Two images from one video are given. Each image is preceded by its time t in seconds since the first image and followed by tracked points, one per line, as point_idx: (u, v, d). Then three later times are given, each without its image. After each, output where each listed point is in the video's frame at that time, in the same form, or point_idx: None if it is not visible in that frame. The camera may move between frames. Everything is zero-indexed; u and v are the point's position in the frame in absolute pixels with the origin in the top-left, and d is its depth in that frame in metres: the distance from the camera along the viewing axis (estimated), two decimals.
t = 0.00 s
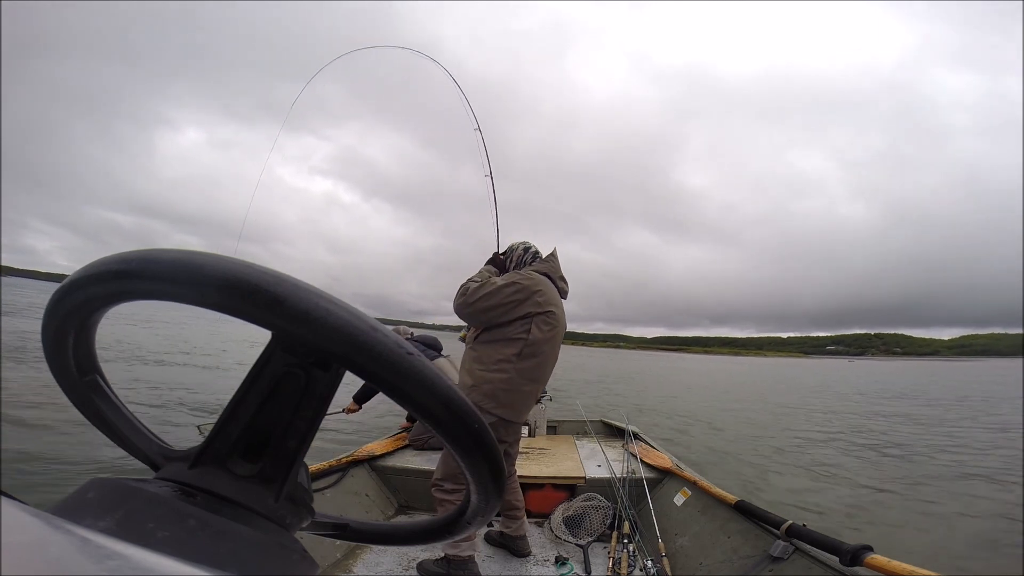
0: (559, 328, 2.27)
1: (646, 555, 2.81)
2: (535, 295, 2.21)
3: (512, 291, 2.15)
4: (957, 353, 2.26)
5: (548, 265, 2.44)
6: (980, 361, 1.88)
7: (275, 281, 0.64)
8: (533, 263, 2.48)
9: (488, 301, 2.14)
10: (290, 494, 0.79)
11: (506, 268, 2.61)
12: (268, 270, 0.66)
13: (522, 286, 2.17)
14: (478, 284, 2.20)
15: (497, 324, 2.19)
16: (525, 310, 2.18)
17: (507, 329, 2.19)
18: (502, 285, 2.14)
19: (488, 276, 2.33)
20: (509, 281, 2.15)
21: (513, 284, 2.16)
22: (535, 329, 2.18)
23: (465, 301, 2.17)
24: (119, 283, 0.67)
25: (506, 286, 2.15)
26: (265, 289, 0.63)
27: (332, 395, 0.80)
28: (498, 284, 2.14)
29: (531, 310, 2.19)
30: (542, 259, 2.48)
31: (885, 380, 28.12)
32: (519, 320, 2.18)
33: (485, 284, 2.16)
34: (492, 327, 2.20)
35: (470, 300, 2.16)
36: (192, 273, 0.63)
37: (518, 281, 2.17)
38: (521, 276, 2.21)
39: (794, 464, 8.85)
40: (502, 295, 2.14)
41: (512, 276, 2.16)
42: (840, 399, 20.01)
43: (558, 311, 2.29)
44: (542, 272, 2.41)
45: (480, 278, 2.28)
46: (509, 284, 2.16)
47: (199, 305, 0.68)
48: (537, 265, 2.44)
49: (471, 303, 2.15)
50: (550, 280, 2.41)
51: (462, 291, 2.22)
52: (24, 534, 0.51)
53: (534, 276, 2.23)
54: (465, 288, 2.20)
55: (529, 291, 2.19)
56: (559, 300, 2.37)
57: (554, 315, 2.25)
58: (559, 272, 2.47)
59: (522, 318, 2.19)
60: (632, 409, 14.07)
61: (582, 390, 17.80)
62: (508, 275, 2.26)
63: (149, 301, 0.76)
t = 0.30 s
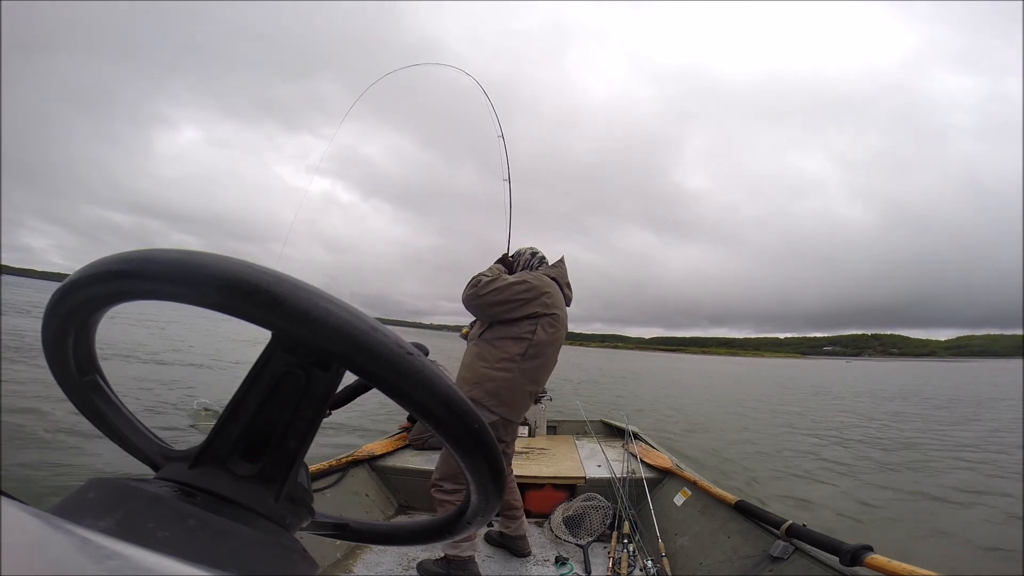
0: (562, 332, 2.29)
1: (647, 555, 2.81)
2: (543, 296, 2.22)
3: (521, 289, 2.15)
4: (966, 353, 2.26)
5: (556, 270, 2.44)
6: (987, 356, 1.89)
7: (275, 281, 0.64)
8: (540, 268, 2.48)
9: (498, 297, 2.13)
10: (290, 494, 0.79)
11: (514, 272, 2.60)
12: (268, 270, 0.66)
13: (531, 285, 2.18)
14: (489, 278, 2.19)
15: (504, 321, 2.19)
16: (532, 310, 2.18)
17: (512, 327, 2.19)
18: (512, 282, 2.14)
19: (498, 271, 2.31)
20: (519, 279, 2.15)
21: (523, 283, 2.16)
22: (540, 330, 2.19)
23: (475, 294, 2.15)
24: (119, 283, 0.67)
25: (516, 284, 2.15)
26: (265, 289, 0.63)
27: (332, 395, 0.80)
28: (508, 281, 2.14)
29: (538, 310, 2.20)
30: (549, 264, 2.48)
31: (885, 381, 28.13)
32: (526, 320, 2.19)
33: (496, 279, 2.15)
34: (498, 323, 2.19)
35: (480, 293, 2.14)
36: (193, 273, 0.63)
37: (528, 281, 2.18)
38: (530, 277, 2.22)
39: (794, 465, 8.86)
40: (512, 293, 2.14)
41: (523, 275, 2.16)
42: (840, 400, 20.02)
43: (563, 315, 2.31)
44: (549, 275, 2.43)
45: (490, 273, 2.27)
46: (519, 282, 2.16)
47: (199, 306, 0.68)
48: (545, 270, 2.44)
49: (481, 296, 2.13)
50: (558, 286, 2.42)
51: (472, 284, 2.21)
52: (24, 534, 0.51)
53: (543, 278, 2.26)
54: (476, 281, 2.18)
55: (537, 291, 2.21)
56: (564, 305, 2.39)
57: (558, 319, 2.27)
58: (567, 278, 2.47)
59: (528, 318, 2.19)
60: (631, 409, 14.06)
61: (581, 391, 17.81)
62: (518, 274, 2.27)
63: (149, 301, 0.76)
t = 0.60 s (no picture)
0: (564, 336, 2.29)
1: (647, 555, 2.81)
2: (546, 300, 2.22)
3: (525, 291, 2.16)
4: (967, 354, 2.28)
5: (560, 275, 2.44)
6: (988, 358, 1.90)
7: (275, 280, 0.64)
8: (544, 272, 2.48)
9: (502, 299, 2.13)
10: (290, 494, 0.79)
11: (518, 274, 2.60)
12: (268, 271, 0.66)
13: (535, 289, 2.18)
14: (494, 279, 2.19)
15: (506, 322, 2.19)
16: (535, 313, 2.18)
17: (514, 328, 2.19)
18: (516, 284, 2.14)
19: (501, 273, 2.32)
20: (524, 282, 2.15)
21: (527, 286, 2.17)
22: (541, 333, 2.19)
23: (479, 294, 2.15)
24: (119, 283, 0.67)
25: (520, 286, 2.15)
26: (265, 289, 0.63)
27: (332, 394, 0.80)
28: (513, 283, 2.14)
29: (540, 313, 2.20)
30: (554, 268, 2.48)
31: (885, 382, 28.18)
32: (528, 322, 2.19)
33: (501, 281, 2.15)
34: (501, 324, 2.19)
35: (485, 294, 2.14)
36: (193, 273, 0.63)
37: (532, 284, 2.18)
38: (534, 280, 2.22)
39: (794, 466, 8.86)
40: (516, 295, 2.14)
41: (527, 278, 2.17)
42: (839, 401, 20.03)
43: (565, 319, 2.31)
44: (553, 278, 2.43)
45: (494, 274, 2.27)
46: (523, 285, 2.16)
47: (199, 306, 0.68)
48: (549, 274, 2.44)
49: (485, 297, 2.12)
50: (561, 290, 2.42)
51: (477, 284, 2.21)
52: (24, 534, 0.51)
53: (548, 282, 2.26)
54: (480, 282, 2.19)
55: (541, 295, 2.21)
56: (567, 309, 2.39)
57: (560, 322, 2.27)
58: (570, 282, 2.47)
59: (530, 320, 2.19)
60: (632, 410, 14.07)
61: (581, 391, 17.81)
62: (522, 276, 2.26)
63: (149, 301, 0.76)
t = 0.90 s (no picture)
0: (560, 336, 2.28)
1: (647, 555, 2.81)
2: (542, 299, 2.22)
3: (521, 291, 2.15)
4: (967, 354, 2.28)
5: (558, 274, 2.44)
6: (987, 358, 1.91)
7: (276, 280, 0.64)
8: (542, 271, 2.47)
9: (497, 300, 2.12)
10: (290, 494, 0.79)
11: (517, 274, 2.61)
12: (269, 271, 0.66)
13: (531, 289, 2.18)
14: (490, 280, 2.19)
15: (502, 323, 2.19)
16: (531, 312, 2.18)
17: (510, 328, 2.18)
18: (512, 285, 2.14)
19: (497, 274, 2.31)
20: (519, 282, 2.15)
21: (522, 286, 2.16)
22: (538, 332, 2.19)
23: (474, 297, 2.15)
24: (119, 283, 0.67)
25: (515, 287, 2.15)
26: (265, 289, 0.63)
27: (332, 395, 0.80)
28: (507, 284, 2.14)
29: (537, 313, 2.19)
30: (552, 267, 2.48)
31: (885, 383, 28.21)
32: (524, 322, 2.18)
33: (496, 282, 2.15)
34: (496, 325, 2.19)
35: (480, 295, 2.14)
36: (193, 272, 0.63)
37: (527, 285, 2.18)
38: (530, 280, 2.22)
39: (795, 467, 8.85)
40: (511, 295, 2.14)
41: (521, 280, 2.17)
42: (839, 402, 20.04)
43: (562, 317, 2.30)
44: (550, 278, 2.42)
45: (490, 276, 2.27)
46: (518, 285, 2.16)
47: (199, 306, 0.68)
48: (546, 273, 2.44)
49: (481, 299, 2.12)
50: (558, 288, 2.41)
51: (473, 286, 2.21)
52: (24, 534, 0.51)
53: (544, 281, 2.25)
54: (476, 283, 2.19)
55: (537, 294, 2.20)
56: (564, 308, 2.38)
57: (557, 322, 2.26)
58: (568, 282, 2.47)
59: (526, 320, 2.18)
60: (632, 411, 14.07)
61: (582, 391, 17.81)
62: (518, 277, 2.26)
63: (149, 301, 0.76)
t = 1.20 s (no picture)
0: (555, 332, 2.28)
1: (647, 555, 2.82)
2: (535, 296, 2.21)
3: (513, 289, 2.15)
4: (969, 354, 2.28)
5: (550, 269, 2.44)
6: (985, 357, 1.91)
7: (275, 281, 0.64)
8: (534, 267, 2.48)
9: (489, 299, 2.12)
10: (290, 494, 0.79)
11: (508, 271, 2.61)
12: (269, 271, 0.66)
13: (523, 286, 2.18)
14: (481, 280, 2.19)
15: (495, 321, 2.19)
16: (524, 309, 2.18)
17: (504, 327, 2.18)
18: (503, 283, 2.14)
19: (489, 273, 2.32)
20: (511, 280, 2.15)
21: (514, 284, 2.16)
22: (532, 329, 2.18)
23: (467, 298, 2.16)
24: (119, 283, 0.67)
25: (507, 285, 2.14)
26: (265, 289, 0.63)
27: (332, 394, 0.80)
28: (498, 282, 2.13)
29: (530, 310, 2.19)
30: (544, 263, 2.48)
31: (885, 382, 28.26)
32: (518, 319, 2.18)
33: (487, 282, 2.15)
34: (490, 324, 2.19)
35: (472, 296, 2.14)
36: (193, 272, 0.63)
37: (520, 282, 2.18)
38: (522, 277, 2.21)
39: (795, 466, 8.85)
40: (503, 293, 2.13)
41: (513, 277, 2.16)
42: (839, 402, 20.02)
43: (556, 312, 2.30)
44: (542, 274, 2.42)
45: (482, 275, 2.27)
46: (510, 283, 2.15)
47: (199, 306, 0.68)
48: (539, 269, 2.45)
49: (473, 300, 2.12)
50: (551, 284, 2.41)
51: (465, 286, 2.21)
52: (24, 534, 0.51)
53: (536, 278, 2.24)
54: (467, 284, 2.19)
55: (529, 291, 2.20)
56: (558, 304, 2.38)
57: (551, 317, 2.26)
58: (560, 277, 2.46)
59: (519, 317, 2.18)
60: (632, 410, 14.06)
61: (582, 391, 17.80)
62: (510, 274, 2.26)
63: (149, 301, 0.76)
